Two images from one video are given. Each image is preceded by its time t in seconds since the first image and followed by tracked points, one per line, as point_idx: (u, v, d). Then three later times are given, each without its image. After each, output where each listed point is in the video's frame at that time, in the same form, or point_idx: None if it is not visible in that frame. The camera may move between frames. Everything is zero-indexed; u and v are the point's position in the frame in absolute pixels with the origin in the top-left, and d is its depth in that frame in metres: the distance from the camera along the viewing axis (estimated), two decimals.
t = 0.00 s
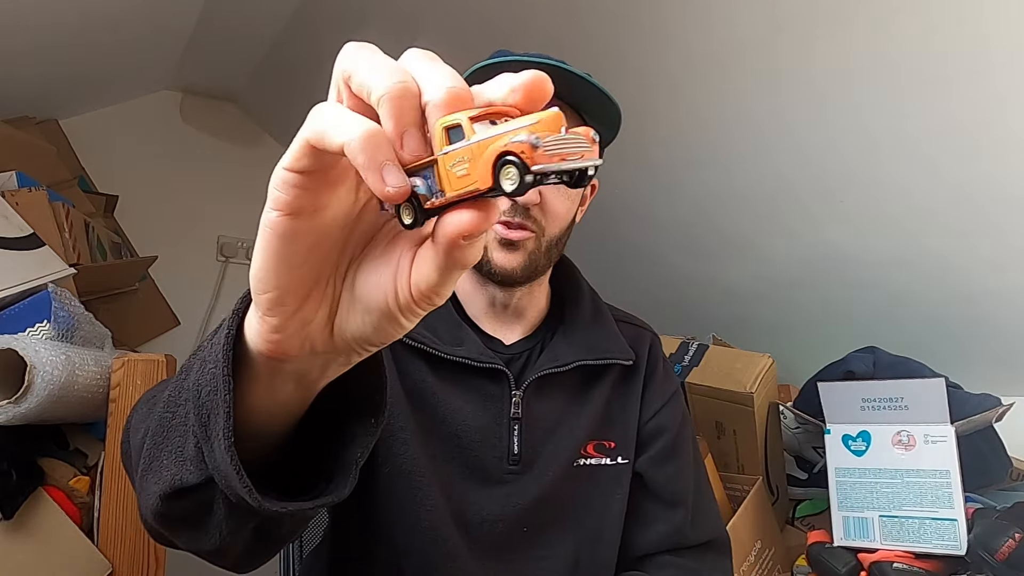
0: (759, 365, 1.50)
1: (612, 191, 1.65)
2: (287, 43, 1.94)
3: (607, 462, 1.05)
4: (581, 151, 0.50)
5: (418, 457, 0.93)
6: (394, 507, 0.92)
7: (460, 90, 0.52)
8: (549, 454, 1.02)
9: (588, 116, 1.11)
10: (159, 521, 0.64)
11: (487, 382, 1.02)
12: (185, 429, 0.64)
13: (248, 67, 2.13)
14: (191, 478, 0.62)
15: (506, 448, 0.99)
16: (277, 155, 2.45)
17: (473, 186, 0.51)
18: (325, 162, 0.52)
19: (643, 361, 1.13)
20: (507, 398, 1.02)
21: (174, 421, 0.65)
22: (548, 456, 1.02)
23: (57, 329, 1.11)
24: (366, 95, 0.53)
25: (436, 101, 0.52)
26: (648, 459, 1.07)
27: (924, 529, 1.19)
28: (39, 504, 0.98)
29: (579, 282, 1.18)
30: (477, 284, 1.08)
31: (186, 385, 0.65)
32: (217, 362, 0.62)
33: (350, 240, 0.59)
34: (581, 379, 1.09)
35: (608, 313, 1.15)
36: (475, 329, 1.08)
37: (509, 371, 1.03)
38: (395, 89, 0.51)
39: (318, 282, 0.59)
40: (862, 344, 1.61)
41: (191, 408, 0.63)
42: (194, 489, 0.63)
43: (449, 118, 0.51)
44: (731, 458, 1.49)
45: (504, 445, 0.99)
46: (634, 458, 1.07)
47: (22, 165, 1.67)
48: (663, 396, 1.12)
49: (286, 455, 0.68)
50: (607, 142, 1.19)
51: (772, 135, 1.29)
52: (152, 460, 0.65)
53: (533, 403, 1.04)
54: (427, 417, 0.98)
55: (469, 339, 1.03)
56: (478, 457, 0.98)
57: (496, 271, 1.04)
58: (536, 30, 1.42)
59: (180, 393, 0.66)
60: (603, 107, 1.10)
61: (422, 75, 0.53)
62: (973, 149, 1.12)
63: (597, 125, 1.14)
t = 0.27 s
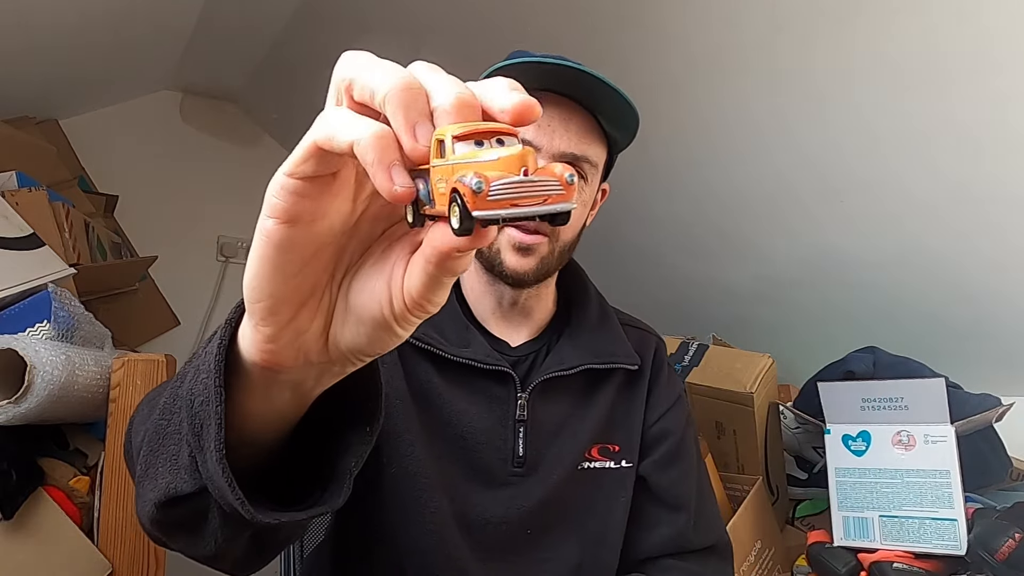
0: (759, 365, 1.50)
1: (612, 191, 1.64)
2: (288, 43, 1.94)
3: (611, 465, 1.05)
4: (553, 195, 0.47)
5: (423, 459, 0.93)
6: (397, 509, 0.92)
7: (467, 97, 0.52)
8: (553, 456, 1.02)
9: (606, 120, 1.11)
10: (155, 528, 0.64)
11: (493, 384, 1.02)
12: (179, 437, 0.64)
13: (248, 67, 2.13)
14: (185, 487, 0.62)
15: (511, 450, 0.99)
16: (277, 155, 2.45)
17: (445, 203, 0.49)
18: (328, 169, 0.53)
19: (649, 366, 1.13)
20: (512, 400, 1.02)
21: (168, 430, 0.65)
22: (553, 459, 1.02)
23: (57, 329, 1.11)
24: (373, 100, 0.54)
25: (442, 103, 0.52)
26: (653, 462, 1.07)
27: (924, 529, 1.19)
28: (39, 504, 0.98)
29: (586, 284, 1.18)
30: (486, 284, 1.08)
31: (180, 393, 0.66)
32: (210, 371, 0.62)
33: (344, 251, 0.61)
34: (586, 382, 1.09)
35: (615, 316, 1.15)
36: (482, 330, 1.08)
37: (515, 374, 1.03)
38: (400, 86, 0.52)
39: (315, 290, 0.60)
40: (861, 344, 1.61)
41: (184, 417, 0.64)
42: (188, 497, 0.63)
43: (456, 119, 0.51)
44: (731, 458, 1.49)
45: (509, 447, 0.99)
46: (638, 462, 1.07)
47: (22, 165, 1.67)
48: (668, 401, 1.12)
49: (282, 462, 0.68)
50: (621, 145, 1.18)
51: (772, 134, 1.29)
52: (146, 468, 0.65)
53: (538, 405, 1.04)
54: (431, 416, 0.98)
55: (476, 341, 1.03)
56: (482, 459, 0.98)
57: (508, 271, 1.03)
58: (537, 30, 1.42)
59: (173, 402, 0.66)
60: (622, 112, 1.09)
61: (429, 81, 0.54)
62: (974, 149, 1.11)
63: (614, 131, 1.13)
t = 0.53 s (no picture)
0: (759, 365, 1.50)
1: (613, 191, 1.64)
2: (288, 43, 1.94)
3: (621, 465, 1.04)
4: (507, 214, 0.49)
5: (432, 462, 0.93)
6: (404, 513, 0.92)
7: (455, 101, 0.52)
8: (561, 459, 1.02)
9: (620, 124, 1.09)
10: (155, 537, 0.65)
11: (502, 387, 1.02)
12: (177, 449, 0.64)
13: (248, 67, 2.14)
14: (182, 499, 0.62)
15: (518, 453, 0.99)
16: (277, 155, 2.45)
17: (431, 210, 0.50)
18: (326, 189, 0.53)
19: (657, 367, 1.14)
20: (520, 403, 1.02)
21: (167, 442, 0.65)
22: (561, 462, 1.02)
23: (57, 329, 1.11)
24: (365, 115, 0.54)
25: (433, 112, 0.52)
26: (666, 460, 1.06)
27: (924, 529, 1.19)
28: (39, 504, 0.98)
29: (595, 287, 1.19)
30: (496, 284, 1.07)
31: (179, 405, 0.66)
32: (207, 385, 0.62)
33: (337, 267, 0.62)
34: (593, 387, 1.09)
35: (624, 319, 1.16)
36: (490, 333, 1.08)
37: (523, 377, 1.03)
38: (390, 98, 0.52)
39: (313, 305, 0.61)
40: (861, 344, 1.61)
41: (182, 430, 0.64)
42: (185, 510, 0.63)
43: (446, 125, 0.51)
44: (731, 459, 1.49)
45: (517, 450, 1.00)
46: (650, 461, 1.07)
47: (21, 165, 1.67)
48: (679, 397, 1.12)
49: (281, 471, 0.68)
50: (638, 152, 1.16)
51: (772, 134, 1.29)
52: (146, 478, 0.65)
53: (546, 408, 1.04)
54: (440, 419, 0.98)
55: (485, 343, 1.03)
56: (492, 461, 0.98)
57: (518, 271, 1.02)
58: (537, 30, 1.42)
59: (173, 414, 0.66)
60: (638, 117, 1.09)
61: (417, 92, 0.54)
62: (974, 149, 1.11)
63: (628, 136, 1.12)
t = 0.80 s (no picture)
0: (759, 365, 1.50)
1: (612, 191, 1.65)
2: (288, 42, 1.94)
3: (633, 478, 1.04)
4: (510, 232, 0.51)
5: (440, 464, 0.93)
6: (412, 515, 0.92)
7: (478, 98, 0.54)
8: (573, 466, 1.02)
9: (642, 128, 1.08)
10: (165, 528, 0.64)
11: (515, 392, 1.02)
12: (190, 440, 0.64)
13: (248, 67, 2.14)
14: (194, 488, 0.62)
15: (529, 460, 0.99)
16: (277, 155, 2.45)
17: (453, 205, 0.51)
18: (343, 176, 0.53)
19: (677, 381, 1.13)
20: (532, 409, 1.02)
21: (180, 432, 0.65)
22: (571, 471, 1.02)
23: (57, 329, 1.11)
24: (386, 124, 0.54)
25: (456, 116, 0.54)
26: (679, 480, 1.06)
27: (924, 529, 1.19)
28: (39, 504, 0.98)
29: (615, 293, 1.19)
30: (514, 287, 1.07)
31: (192, 396, 0.66)
32: (223, 374, 0.62)
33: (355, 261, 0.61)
34: (608, 395, 1.09)
35: (643, 328, 1.15)
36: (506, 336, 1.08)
37: (537, 383, 1.03)
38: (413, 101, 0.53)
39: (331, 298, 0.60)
40: (860, 344, 1.61)
41: (195, 420, 0.63)
42: (198, 498, 0.63)
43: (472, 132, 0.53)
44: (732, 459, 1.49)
45: (528, 457, 0.99)
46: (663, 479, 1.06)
47: (21, 165, 1.67)
48: (697, 414, 1.11)
49: (291, 463, 0.68)
50: (658, 156, 1.16)
51: (772, 134, 1.29)
52: (158, 469, 0.65)
53: (559, 414, 1.04)
54: (451, 421, 0.98)
55: (500, 347, 1.03)
56: (502, 467, 0.98)
57: (536, 273, 1.01)
58: (536, 30, 1.43)
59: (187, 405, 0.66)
60: (658, 120, 1.08)
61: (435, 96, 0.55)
62: (974, 149, 1.11)
63: (649, 140, 1.11)
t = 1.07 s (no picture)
0: (759, 365, 1.51)
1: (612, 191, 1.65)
2: (288, 42, 1.94)
3: (645, 479, 1.04)
4: (540, 216, 0.50)
5: (451, 465, 0.93)
6: (422, 514, 0.91)
7: (515, 103, 0.54)
8: (585, 467, 1.02)
9: (663, 133, 1.06)
10: (188, 519, 0.64)
11: (527, 393, 1.02)
12: (215, 430, 0.64)
13: (248, 67, 2.14)
14: (220, 478, 0.62)
15: (541, 461, 0.99)
16: (277, 155, 2.45)
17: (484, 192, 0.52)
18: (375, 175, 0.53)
19: (688, 381, 1.13)
20: (543, 410, 1.02)
21: (205, 423, 0.65)
22: (582, 472, 1.02)
23: (57, 329, 1.11)
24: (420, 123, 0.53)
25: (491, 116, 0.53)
26: (689, 481, 1.05)
27: (924, 529, 1.19)
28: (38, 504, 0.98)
29: (626, 296, 1.18)
30: (526, 288, 1.07)
31: (218, 387, 0.66)
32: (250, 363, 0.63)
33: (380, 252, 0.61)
34: (619, 395, 1.09)
35: (655, 330, 1.15)
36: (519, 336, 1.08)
37: (548, 385, 1.03)
38: (451, 110, 0.52)
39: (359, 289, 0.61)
40: (860, 344, 1.61)
41: (221, 410, 0.64)
42: (223, 489, 0.63)
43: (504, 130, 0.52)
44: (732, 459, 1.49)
45: (539, 458, 0.99)
46: (674, 480, 1.06)
47: (21, 165, 1.67)
48: (708, 415, 1.11)
49: (315, 453, 0.68)
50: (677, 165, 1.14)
51: (773, 134, 1.29)
52: (182, 460, 0.65)
53: (570, 416, 1.04)
54: (463, 423, 0.98)
55: (512, 348, 1.04)
56: (513, 467, 0.98)
57: (548, 277, 1.01)
58: (537, 30, 1.43)
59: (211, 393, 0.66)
60: (678, 127, 1.07)
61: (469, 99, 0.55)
62: (975, 148, 1.11)
63: (670, 147, 1.09)
